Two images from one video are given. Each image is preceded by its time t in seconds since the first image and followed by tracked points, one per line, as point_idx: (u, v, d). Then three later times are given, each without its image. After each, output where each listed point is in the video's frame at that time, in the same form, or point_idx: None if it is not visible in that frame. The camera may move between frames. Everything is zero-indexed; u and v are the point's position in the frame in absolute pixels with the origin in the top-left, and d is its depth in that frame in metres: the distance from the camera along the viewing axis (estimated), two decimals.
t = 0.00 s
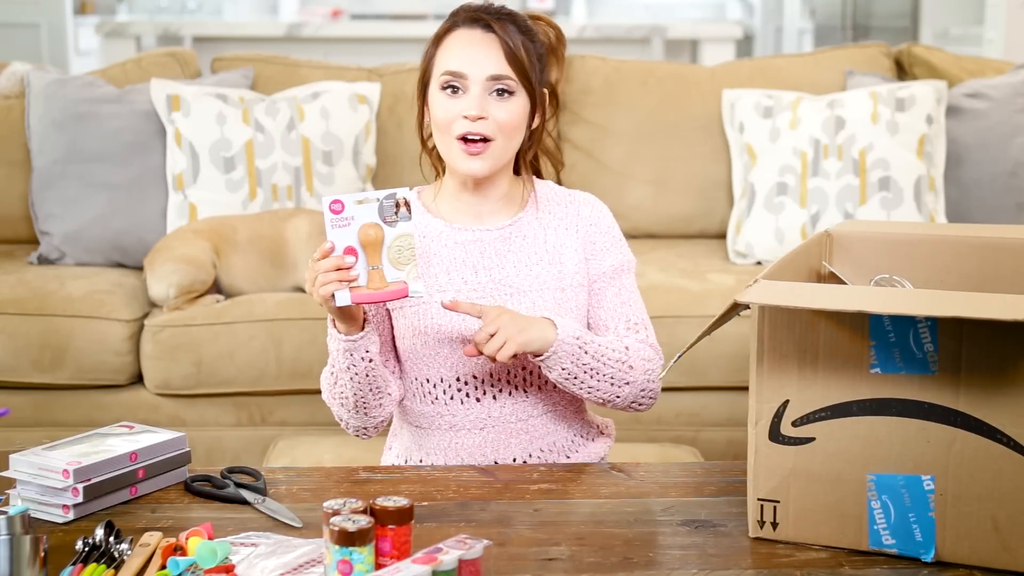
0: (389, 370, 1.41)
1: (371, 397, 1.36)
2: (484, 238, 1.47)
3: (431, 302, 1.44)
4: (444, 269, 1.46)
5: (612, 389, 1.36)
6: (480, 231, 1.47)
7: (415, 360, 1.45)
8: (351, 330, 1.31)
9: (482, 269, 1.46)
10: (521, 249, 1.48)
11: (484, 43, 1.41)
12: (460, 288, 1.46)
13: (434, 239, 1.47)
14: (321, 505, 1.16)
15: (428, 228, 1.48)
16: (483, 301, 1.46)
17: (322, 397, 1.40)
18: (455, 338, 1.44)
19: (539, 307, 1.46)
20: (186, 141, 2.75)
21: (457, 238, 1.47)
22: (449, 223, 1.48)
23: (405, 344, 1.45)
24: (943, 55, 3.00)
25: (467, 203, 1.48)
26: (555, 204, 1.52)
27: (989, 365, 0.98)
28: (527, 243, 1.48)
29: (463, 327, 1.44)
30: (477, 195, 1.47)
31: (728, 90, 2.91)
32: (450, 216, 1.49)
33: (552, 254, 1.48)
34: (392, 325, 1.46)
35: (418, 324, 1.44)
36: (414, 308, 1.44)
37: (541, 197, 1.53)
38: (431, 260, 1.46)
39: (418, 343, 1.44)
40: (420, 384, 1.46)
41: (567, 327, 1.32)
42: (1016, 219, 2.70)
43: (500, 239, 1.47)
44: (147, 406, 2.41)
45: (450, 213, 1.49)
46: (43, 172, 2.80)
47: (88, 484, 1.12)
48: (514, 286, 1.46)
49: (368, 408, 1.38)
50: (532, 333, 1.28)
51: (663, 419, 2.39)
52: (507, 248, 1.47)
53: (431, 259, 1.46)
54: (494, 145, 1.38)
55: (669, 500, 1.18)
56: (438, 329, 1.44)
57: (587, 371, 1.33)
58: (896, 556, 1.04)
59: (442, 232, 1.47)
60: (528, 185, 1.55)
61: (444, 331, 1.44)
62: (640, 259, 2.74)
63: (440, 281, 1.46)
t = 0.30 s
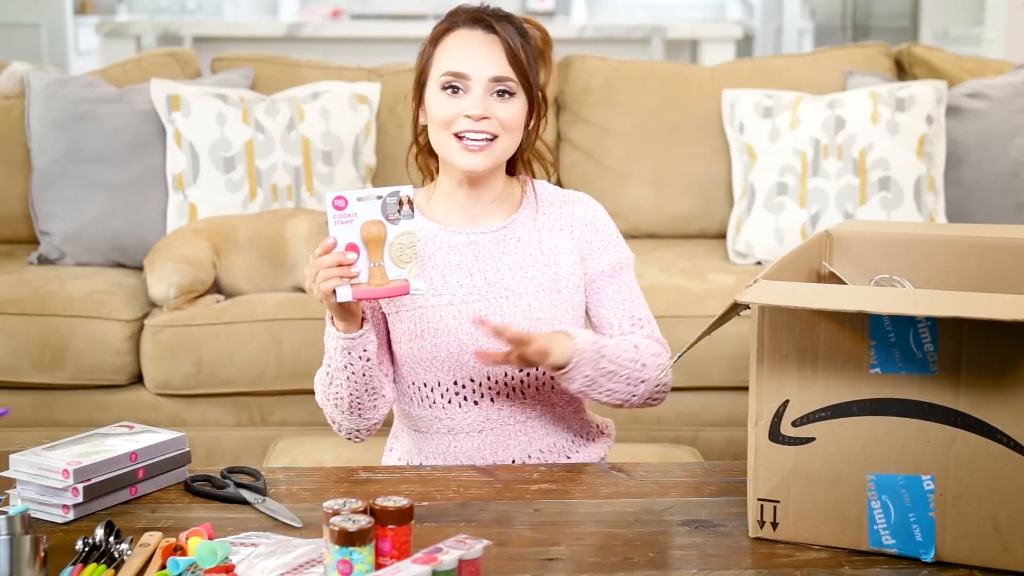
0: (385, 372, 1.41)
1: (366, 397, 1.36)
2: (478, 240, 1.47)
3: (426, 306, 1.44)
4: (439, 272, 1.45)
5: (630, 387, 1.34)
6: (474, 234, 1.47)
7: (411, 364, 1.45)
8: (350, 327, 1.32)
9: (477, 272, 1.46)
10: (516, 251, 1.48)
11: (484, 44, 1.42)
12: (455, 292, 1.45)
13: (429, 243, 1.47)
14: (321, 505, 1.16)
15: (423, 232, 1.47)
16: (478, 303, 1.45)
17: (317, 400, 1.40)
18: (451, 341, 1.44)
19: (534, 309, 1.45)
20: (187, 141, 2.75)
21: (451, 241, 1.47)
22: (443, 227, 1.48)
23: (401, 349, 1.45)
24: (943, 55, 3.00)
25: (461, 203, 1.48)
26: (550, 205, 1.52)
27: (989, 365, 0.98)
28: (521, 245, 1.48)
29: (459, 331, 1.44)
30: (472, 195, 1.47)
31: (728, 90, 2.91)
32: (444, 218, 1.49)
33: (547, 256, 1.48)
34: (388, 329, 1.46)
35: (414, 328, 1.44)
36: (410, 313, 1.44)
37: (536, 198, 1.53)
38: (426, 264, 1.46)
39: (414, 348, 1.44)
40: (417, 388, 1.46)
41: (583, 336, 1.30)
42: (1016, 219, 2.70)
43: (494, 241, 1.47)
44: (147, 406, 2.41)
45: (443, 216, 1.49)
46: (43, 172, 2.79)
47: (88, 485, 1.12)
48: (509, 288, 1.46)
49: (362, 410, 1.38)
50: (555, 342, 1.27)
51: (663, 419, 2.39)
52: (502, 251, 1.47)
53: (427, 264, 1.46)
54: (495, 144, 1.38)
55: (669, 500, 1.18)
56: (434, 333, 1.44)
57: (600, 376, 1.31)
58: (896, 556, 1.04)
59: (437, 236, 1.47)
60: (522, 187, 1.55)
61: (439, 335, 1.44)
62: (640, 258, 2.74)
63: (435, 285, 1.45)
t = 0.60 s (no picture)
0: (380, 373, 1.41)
1: (364, 399, 1.37)
2: (471, 241, 1.47)
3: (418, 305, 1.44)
4: (432, 272, 1.45)
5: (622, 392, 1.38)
6: (467, 234, 1.47)
7: (404, 363, 1.45)
8: (349, 330, 1.31)
9: (470, 272, 1.46)
10: (508, 252, 1.47)
11: (481, 43, 1.42)
12: (447, 292, 1.45)
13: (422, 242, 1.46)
14: (321, 505, 1.16)
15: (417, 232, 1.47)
16: (470, 304, 1.45)
17: (312, 401, 1.40)
18: (444, 341, 1.44)
19: (526, 310, 1.45)
20: (187, 141, 2.75)
21: (445, 241, 1.47)
22: (436, 227, 1.47)
23: (393, 348, 1.45)
24: (943, 55, 3.00)
25: (455, 204, 1.48)
26: (543, 206, 1.52)
27: (989, 365, 0.98)
28: (514, 246, 1.48)
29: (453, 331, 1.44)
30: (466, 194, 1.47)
31: (728, 90, 2.91)
32: (437, 218, 1.49)
33: (539, 257, 1.48)
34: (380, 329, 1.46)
35: (407, 328, 1.44)
36: (402, 313, 1.43)
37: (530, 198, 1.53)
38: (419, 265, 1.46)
39: (406, 347, 1.44)
40: (409, 388, 1.46)
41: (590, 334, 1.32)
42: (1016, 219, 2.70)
43: (487, 242, 1.47)
44: (147, 406, 2.41)
45: (437, 215, 1.49)
46: (43, 172, 2.79)
47: (88, 484, 1.12)
48: (502, 289, 1.46)
49: (360, 411, 1.38)
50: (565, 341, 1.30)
51: (663, 419, 2.39)
52: (494, 251, 1.47)
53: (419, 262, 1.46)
54: (491, 141, 1.38)
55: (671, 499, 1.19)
56: (427, 332, 1.44)
57: (601, 374, 1.34)
58: (896, 556, 1.04)
59: (431, 236, 1.47)
60: (516, 189, 1.55)
61: (432, 335, 1.44)
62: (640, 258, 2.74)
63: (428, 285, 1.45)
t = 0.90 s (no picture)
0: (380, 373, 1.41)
1: (365, 398, 1.37)
2: (472, 237, 1.47)
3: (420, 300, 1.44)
4: (433, 269, 1.45)
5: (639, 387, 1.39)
6: (468, 231, 1.47)
7: (405, 359, 1.45)
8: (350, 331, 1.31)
9: (471, 268, 1.46)
10: (509, 248, 1.48)
11: (476, 40, 1.42)
12: (449, 288, 1.45)
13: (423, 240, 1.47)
14: (321, 505, 1.16)
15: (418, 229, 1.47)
16: (472, 299, 1.45)
17: (312, 399, 1.40)
18: (446, 336, 1.44)
19: (527, 305, 1.46)
20: (187, 141, 2.75)
21: (446, 238, 1.46)
22: (437, 225, 1.47)
23: (395, 345, 1.45)
24: (943, 55, 3.00)
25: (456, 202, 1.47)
26: (544, 202, 1.52)
27: (989, 365, 0.98)
28: (515, 242, 1.48)
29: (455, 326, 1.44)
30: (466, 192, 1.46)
31: (728, 90, 2.91)
32: (438, 216, 1.48)
33: (541, 253, 1.48)
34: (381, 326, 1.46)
35: (408, 324, 1.44)
36: (404, 309, 1.44)
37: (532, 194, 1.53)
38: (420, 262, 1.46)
39: (408, 343, 1.44)
40: (411, 385, 1.46)
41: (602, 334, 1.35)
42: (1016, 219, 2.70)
43: (488, 238, 1.47)
44: (147, 406, 2.41)
45: (437, 214, 1.49)
46: (43, 172, 2.79)
47: (88, 484, 1.12)
48: (503, 284, 1.46)
49: (360, 410, 1.38)
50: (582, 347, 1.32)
51: (663, 419, 2.39)
52: (496, 248, 1.47)
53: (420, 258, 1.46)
54: (488, 138, 1.38)
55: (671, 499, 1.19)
56: (428, 328, 1.44)
57: (619, 374, 1.36)
58: (895, 556, 1.04)
59: (432, 233, 1.47)
60: (515, 186, 1.54)
61: (434, 330, 1.44)
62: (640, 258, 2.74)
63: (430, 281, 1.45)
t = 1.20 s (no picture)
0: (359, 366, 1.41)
1: (334, 387, 1.37)
2: (474, 238, 1.47)
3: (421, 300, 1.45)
4: (434, 269, 1.46)
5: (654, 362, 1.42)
6: (470, 231, 1.48)
7: (406, 359, 1.45)
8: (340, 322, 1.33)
9: (473, 269, 1.46)
10: (511, 249, 1.48)
11: (478, 42, 1.42)
12: (451, 288, 1.45)
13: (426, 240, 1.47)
14: (321, 505, 1.16)
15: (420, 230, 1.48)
16: (472, 300, 1.45)
17: (283, 379, 1.40)
18: (446, 337, 1.44)
19: (528, 307, 1.45)
20: (186, 141, 2.75)
21: (448, 239, 1.47)
22: (439, 225, 1.48)
23: (396, 345, 1.45)
24: (943, 55, 3.00)
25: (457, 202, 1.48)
26: (547, 204, 1.53)
27: (988, 365, 0.98)
28: (517, 243, 1.48)
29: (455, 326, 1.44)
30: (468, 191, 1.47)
31: (728, 90, 2.91)
32: (439, 215, 1.49)
33: (542, 254, 1.48)
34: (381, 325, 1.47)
35: (409, 324, 1.44)
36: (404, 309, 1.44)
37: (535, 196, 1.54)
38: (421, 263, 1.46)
39: (409, 343, 1.44)
40: (411, 384, 1.45)
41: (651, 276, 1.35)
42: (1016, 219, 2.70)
43: (490, 239, 1.48)
44: (147, 406, 2.41)
45: (439, 213, 1.49)
46: (43, 172, 2.79)
47: (88, 484, 1.12)
48: (504, 286, 1.45)
49: (327, 399, 1.38)
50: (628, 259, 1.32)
51: (663, 419, 2.39)
52: (497, 249, 1.47)
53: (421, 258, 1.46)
54: (490, 141, 1.38)
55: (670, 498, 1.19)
56: (429, 328, 1.44)
57: (655, 311, 1.37)
58: (896, 556, 1.04)
59: (434, 234, 1.48)
60: (519, 187, 1.55)
61: (434, 330, 1.44)
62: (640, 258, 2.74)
63: (431, 281, 1.45)
